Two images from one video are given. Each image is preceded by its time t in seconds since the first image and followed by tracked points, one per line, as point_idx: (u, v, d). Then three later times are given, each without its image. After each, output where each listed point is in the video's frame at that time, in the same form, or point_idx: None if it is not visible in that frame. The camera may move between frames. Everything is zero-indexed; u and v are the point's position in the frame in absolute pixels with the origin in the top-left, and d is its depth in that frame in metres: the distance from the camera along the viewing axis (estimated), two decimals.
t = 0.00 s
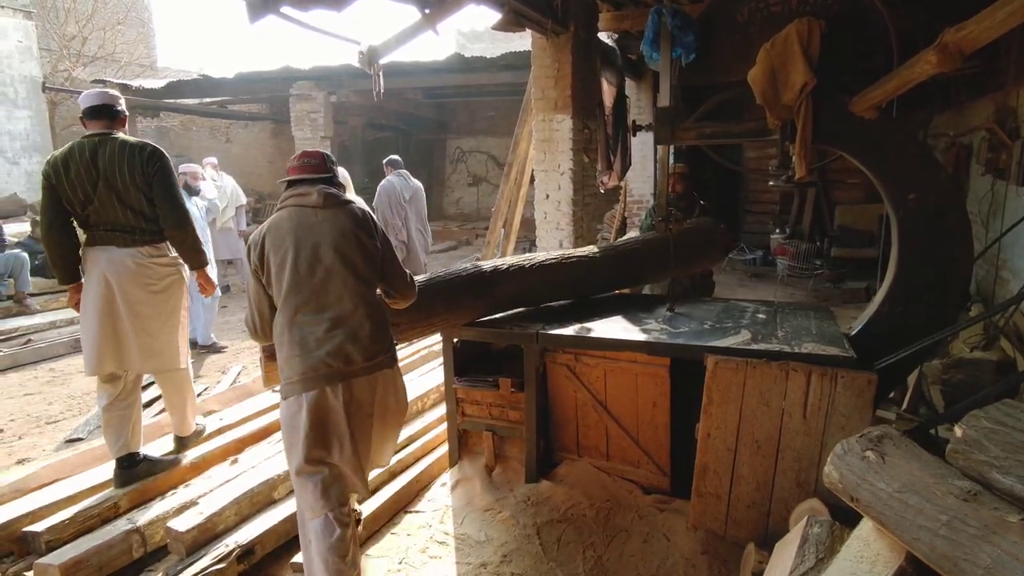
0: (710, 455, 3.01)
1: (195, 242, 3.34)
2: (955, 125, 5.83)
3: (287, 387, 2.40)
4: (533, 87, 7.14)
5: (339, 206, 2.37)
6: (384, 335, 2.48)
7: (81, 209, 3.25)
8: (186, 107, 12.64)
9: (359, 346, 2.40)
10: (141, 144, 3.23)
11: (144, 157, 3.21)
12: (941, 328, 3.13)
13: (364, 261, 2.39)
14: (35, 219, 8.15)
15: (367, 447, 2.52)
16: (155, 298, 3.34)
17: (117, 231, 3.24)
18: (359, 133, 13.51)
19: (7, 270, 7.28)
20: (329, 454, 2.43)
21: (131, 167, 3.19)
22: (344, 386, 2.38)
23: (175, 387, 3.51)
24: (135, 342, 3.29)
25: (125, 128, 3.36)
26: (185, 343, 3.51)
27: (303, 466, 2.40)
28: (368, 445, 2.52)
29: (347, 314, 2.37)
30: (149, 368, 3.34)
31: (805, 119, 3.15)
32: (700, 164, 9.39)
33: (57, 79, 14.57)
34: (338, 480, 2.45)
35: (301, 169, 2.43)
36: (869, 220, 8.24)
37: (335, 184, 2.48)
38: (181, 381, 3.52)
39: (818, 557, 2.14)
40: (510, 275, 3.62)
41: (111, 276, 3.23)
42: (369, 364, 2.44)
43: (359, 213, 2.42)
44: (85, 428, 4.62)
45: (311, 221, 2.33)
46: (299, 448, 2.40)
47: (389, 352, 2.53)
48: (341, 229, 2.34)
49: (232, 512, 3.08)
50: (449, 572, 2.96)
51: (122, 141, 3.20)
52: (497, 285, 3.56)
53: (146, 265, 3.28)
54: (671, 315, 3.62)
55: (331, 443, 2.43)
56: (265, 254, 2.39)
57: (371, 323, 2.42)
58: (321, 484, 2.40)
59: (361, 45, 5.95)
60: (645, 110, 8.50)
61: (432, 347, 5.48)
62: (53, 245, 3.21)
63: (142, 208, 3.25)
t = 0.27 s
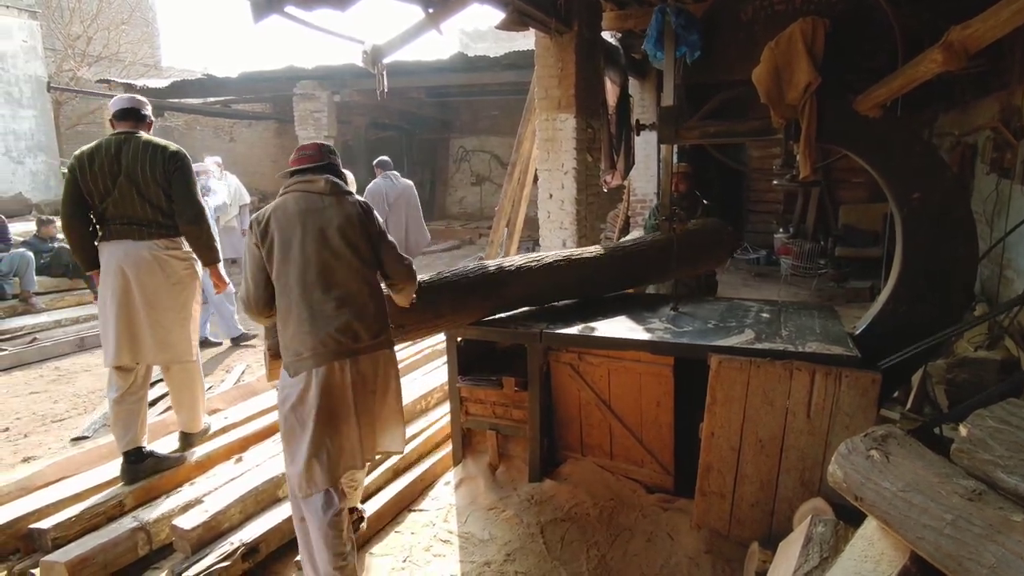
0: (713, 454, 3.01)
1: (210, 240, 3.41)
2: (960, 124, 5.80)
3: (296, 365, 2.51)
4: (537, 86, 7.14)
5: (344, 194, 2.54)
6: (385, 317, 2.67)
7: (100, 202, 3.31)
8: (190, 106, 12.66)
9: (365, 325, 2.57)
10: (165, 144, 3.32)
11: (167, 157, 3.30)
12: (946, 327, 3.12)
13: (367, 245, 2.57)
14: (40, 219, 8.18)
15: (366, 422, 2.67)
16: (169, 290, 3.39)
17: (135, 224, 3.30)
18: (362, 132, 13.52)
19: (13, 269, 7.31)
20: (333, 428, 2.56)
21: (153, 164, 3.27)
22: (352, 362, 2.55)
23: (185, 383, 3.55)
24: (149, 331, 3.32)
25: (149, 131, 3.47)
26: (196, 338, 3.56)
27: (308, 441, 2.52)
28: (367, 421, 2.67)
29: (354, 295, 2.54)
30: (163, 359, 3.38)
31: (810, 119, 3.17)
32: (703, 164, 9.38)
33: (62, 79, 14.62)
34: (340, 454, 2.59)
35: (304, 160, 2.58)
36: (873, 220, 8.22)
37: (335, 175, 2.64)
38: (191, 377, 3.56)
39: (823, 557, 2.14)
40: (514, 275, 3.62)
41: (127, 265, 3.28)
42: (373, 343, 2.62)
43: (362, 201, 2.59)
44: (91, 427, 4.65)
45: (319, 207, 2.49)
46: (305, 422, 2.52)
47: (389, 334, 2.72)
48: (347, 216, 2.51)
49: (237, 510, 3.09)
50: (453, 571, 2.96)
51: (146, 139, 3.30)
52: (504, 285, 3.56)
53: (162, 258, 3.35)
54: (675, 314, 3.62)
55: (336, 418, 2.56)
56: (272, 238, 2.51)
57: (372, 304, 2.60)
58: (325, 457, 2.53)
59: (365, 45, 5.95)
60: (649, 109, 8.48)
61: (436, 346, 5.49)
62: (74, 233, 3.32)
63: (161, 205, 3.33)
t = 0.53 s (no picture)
0: (716, 454, 3.02)
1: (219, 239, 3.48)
2: (963, 123, 5.79)
3: (297, 371, 2.55)
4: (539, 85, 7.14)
5: (340, 196, 2.56)
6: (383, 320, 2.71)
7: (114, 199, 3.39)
8: (193, 106, 12.68)
9: (365, 328, 2.62)
10: (182, 148, 3.43)
11: (185, 162, 3.39)
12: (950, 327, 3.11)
13: (364, 247, 2.61)
14: (44, 219, 8.20)
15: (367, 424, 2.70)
16: (179, 286, 3.47)
17: (147, 220, 3.38)
18: (364, 132, 13.53)
19: (16, 269, 7.33)
20: (335, 432, 2.59)
21: (169, 166, 3.36)
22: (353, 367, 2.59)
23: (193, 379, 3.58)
24: (162, 326, 3.40)
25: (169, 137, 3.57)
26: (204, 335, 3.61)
27: (311, 444, 2.55)
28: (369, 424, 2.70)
29: (353, 299, 2.58)
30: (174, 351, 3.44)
31: (814, 117, 3.25)
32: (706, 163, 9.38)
33: (64, 79, 14.65)
34: (343, 456, 2.61)
35: (297, 163, 2.59)
36: (876, 218, 8.21)
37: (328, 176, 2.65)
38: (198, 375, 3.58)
39: (826, 556, 2.14)
40: (518, 275, 3.63)
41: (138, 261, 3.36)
42: (374, 346, 2.66)
43: (358, 203, 2.61)
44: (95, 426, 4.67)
45: (316, 210, 2.51)
46: (307, 426, 2.55)
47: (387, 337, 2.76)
48: (345, 219, 2.53)
49: (240, 509, 3.09)
50: (457, 570, 2.97)
51: (163, 142, 3.39)
52: (509, 286, 3.56)
53: (173, 255, 3.43)
54: (678, 314, 3.62)
55: (337, 421, 2.60)
56: (270, 241, 2.52)
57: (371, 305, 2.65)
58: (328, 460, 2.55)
59: (368, 45, 5.96)
60: (651, 108, 8.49)
61: (439, 346, 5.49)
62: (84, 225, 3.41)
63: (173, 205, 3.42)
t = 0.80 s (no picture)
0: (718, 453, 3.02)
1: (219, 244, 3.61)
2: (965, 122, 5.78)
3: (298, 376, 2.56)
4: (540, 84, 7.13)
5: (343, 203, 2.55)
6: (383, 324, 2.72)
7: (115, 200, 3.40)
8: (194, 106, 12.69)
9: (365, 334, 2.63)
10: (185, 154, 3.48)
11: (189, 168, 3.46)
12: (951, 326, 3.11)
13: (366, 254, 2.60)
14: (46, 218, 8.21)
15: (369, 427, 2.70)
16: (184, 286, 3.57)
17: (150, 224, 3.44)
18: (365, 131, 13.53)
19: (18, 269, 7.34)
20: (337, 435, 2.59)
21: (173, 172, 3.42)
22: (353, 372, 2.59)
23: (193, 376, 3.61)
24: (170, 325, 3.51)
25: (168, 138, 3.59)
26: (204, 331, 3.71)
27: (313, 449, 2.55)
28: (370, 426, 2.70)
29: (353, 305, 2.59)
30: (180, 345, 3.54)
31: (816, 115, 3.24)
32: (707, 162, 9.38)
33: (66, 78, 14.65)
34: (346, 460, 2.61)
35: (305, 168, 2.61)
36: (877, 218, 8.20)
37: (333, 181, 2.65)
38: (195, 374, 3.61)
39: (828, 555, 2.13)
40: (519, 274, 3.63)
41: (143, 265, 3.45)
42: (373, 351, 2.67)
43: (361, 210, 2.61)
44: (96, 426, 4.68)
45: (319, 217, 2.51)
46: (309, 431, 2.56)
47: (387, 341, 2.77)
48: (347, 225, 2.53)
49: (242, 508, 3.10)
50: (458, 569, 2.97)
51: (168, 146, 3.44)
52: (509, 285, 3.56)
53: (177, 257, 3.52)
54: (679, 313, 3.61)
55: (339, 424, 2.60)
56: (271, 247, 2.52)
57: (372, 312, 2.65)
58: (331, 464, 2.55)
59: (369, 44, 5.96)
60: (652, 107, 8.49)
61: (440, 345, 5.49)
62: (83, 225, 3.38)
63: (176, 210, 3.48)
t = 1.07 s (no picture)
0: (719, 453, 3.02)
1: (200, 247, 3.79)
2: (967, 121, 5.76)
3: (299, 373, 2.58)
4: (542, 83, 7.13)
5: (346, 207, 2.55)
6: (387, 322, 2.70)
7: (101, 207, 3.54)
8: (196, 105, 12.71)
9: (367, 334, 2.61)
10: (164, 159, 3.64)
11: (170, 175, 3.64)
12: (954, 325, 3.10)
13: (368, 258, 2.59)
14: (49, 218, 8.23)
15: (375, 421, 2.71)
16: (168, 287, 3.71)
17: (132, 231, 3.59)
18: (367, 131, 13.53)
19: (21, 268, 7.36)
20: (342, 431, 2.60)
21: (153, 179, 3.58)
22: (352, 371, 2.58)
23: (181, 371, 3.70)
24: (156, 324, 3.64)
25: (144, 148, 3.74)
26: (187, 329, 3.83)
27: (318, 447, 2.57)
28: (375, 421, 2.71)
29: (354, 306, 2.59)
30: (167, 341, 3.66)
31: (817, 114, 3.22)
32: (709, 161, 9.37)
33: (68, 78, 14.68)
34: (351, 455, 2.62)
35: (315, 174, 2.61)
36: (879, 217, 8.19)
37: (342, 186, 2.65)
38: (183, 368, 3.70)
39: (830, 554, 2.13)
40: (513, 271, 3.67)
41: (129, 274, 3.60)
42: (375, 350, 2.65)
43: (364, 214, 2.60)
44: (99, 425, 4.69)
45: (319, 220, 2.53)
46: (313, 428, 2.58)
47: (391, 338, 2.75)
48: (347, 229, 2.52)
49: (244, 507, 3.10)
50: (459, 568, 2.97)
51: (149, 155, 3.62)
52: (498, 281, 3.62)
53: (160, 259, 3.67)
54: (681, 312, 3.61)
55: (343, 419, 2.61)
56: (275, 247, 2.58)
57: (374, 313, 2.64)
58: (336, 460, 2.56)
59: (370, 43, 5.97)
60: (654, 106, 8.49)
61: (441, 344, 5.49)
62: (69, 229, 3.48)
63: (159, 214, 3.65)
